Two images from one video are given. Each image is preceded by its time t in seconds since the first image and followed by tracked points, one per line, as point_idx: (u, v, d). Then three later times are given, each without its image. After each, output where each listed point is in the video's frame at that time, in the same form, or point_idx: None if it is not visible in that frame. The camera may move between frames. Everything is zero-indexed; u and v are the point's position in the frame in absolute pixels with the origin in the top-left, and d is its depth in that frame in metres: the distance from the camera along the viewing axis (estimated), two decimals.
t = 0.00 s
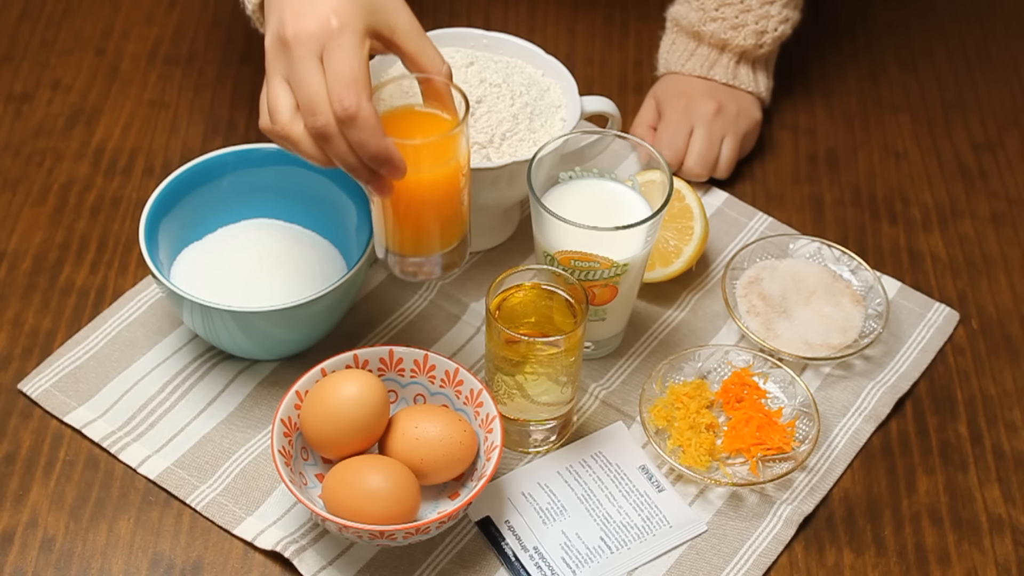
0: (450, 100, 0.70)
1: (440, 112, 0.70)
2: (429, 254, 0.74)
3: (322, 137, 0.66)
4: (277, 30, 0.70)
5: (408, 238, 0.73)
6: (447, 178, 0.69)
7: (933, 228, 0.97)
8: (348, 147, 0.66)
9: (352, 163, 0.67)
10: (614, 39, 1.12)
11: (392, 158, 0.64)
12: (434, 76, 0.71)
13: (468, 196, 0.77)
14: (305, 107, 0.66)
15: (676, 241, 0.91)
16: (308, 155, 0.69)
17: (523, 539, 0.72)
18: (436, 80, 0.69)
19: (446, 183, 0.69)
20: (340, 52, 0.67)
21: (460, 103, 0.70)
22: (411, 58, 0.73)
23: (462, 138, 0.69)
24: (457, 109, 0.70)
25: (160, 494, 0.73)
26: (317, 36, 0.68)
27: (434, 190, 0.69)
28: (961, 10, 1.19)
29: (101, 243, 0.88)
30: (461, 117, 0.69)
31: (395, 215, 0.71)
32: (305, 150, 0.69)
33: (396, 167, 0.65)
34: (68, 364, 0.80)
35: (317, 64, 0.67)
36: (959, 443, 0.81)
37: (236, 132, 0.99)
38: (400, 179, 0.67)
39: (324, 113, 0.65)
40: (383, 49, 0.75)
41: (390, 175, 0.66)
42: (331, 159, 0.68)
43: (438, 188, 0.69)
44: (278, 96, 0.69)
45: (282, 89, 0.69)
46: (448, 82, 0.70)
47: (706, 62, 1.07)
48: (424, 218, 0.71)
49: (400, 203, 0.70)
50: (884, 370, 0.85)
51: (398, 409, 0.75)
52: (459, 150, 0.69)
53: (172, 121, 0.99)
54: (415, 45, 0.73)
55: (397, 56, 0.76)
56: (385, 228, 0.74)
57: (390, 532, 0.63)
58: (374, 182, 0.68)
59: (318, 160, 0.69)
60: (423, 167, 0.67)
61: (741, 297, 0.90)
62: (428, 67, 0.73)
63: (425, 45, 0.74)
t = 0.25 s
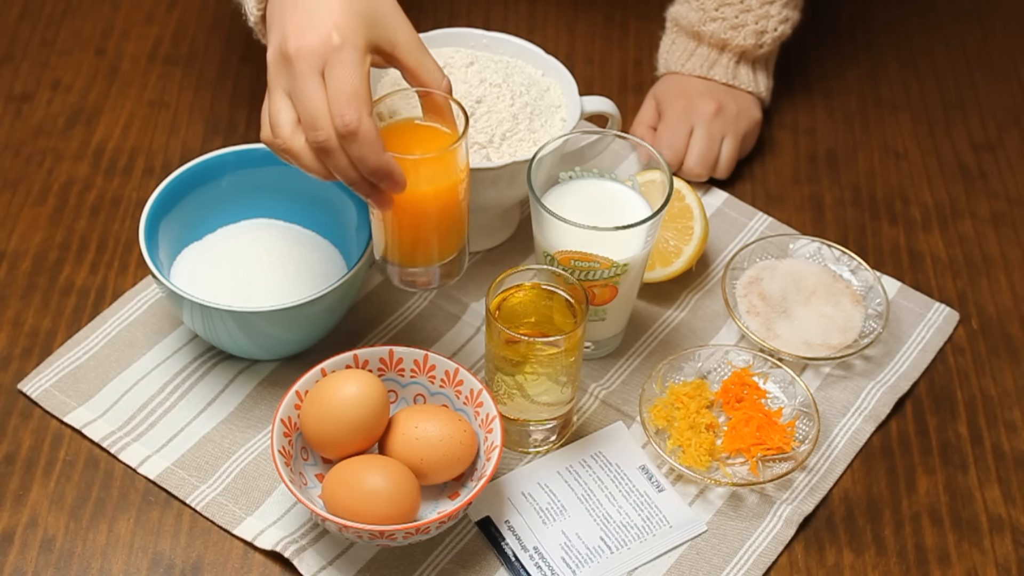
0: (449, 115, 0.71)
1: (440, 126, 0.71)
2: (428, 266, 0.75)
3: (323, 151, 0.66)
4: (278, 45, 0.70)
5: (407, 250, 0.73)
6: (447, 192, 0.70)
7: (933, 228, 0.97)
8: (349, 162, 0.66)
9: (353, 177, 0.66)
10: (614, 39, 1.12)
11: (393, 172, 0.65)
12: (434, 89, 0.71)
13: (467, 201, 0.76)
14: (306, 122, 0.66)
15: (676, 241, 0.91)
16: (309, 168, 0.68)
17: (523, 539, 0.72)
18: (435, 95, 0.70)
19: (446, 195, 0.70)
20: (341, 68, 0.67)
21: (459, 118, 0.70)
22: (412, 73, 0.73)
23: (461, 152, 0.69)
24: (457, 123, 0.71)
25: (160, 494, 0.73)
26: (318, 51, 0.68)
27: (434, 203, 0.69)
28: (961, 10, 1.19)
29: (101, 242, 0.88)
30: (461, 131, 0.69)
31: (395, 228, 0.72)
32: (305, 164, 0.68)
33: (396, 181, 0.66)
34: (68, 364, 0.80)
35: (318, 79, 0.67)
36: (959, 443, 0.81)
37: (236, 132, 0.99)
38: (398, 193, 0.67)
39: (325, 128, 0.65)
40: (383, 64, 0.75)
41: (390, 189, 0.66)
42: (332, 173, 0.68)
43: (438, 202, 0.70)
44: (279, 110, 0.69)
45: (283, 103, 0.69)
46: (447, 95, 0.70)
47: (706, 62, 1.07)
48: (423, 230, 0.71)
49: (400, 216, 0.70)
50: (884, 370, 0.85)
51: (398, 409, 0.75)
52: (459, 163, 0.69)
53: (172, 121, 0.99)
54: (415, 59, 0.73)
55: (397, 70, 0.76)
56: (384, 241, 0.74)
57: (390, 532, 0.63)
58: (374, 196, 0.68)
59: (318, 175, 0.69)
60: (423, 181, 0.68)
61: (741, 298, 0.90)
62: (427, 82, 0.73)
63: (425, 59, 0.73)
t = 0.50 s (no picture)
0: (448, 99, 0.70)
1: (437, 110, 0.70)
2: (426, 254, 0.74)
3: (319, 133, 0.66)
4: (274, 27, 0.70)
5: (405, 236, 0.73)
6: (444, 176, 0.69)
7: (933, 227, 0.97)
8: (344, 144, 0.66)
9: (349, 159, 0.66)
10: (614, 39, 1.12)
11: (389, 154, 0.64)
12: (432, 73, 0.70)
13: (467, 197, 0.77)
14: (302, 103, 0.66)
15: (676, 241, 0.91)
16: (305, 150, 0.69)
17: (523, 539, 0.72)
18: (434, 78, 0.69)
19: (443, 179, 0.69)
20: (337, 49, 0.66)
21: (458, 101, 0.69)
22: (409, 57, 0.73)
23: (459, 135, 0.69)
24: (454, 107, 0.70)
25: (160, 494, 0.73)
26: (314, 32, 0.68)
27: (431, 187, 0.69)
28: (961, 10, 1.19)
29: (101, 243, 0.88)
30: (459, 114, 0.68)
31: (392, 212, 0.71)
32: (301, 145, 0.68)
33: (393, 164, 0.65)
34: (68, 364, 0.80)
35: (314, 60, 0.66)
36: (959, 443, 0.81)
37: (236, 132, 0.99)
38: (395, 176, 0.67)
39: (320, 109, 0.65)
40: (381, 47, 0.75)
41: (387, 172, 0.66)
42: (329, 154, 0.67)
43: (435, 186, 0.69)
44: (275, 92, 0.69)
45: (279, 86, 0.69)
46: (446, 78, 0.69)
47: (706, 62, 1.07)
48: (421, 215, 0.71)
49: (397, 199, 0.70)
50: (884, 370, 0.85)
51: (398, 409, 0.75)
52: (457, 147, 0.68)
53: (172, 122, 0.99)
54: (412, 44, 0.73)
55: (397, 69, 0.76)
56: (382, 226, 0.74)
57: (390, 532, 0.63)
58: (370, 179, 0.67)
59: (314, 157, 0.69)
60: (421, 164, 0.67)
61: (741, 297, 0.90)
62: (425, 65, 0.73)
63: (423, 44, 0.74)
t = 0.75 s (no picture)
0: (450, 87, 0.71)
1: (440, 98, 0.71)
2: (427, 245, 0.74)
3: (321, 119, 0.66)
4: (276, 13, 0.70)
5: (407, 226, 0.73)
6: (447, 165, 0.69)
7: (933, 227, 0.97)
8: (346, 131, 0.65)
9: (351, 147, 0.66)
10: (614, 39, 1.12)
11: (392, 140, 0.64)
12: (434, 62, 0.71)
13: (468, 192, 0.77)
14: (304, 89, 0.66)
15: (676, 241, 0.91)
16: (307, 139, 0.69)
17: (523, 539, 0.72)
18: (436, 66, 0.70)
19: (446, 168, 0.70)
20: (339, 35, 0.66)
21: (461, 88, 0.70)
22: (411, 45, 0.73)
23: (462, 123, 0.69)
24: (457, 94, 0.71)
25: (160, 494, 0.73)
26: (316, 18, 0.68)
27: (434, 176, 0.69)
28: (961, 10, 1.19)
29: (101, 243, 0.88)
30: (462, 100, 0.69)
31: (394, 202, 0.71)
32: (304, 133, 0.68)
33: (396, 151, 0.65)
34: (68, 364, 0.80)
35: (316, 46, 0.67)
36: (959, 443, 0.81)
37: (236, 132, 0.99)
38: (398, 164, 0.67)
39: (323, 95, 0.65)
40: (384, 35, 0.75)
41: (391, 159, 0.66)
42: (330, 141, 0.67)
43: (438, 174, 0.70)
44: (277, 80, 0.69)
45: (281, 73, 0.69)
46: (448, 66, 0.70)
47: (706, 62, 1.07)
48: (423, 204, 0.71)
49: (400, 188, 0.70)
50: (884, 370, 0.85)
51: (398, 409, 0.75)
52: (460, 135, 0.69)
53: (172, 122, 0.99)
54: (415, 31, 0.73)
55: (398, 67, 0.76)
56: (384, 218, 0.74)
57: (390, 532, 0.63)
58: (373, 167, 0.67)
59: (317, 145, 0.69)
60: (423, 151, 0.68)
61: (741, 298, 0.90)
62: (428, 53, 0.73)
63: (425, 32, 0.74)
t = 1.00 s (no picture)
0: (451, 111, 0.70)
1: (440, 122, 0.71)
2: (428, 264, 0.75)
3: (324, 146, 0.66)
4: (280, 40, 0.70)
5: (408, 246, 0.73)
6: (447, 188, 0.69)
7: (933, 227, 0.97)
8: (349, 157, 0.66)
9: (354, 172, 0.66)
10: (614, 39, 1.12)
11: (393, 167, 0.64)
12: (435, 86, 0.71)
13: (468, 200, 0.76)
14: (307, 116, 0.66)
15: (676, 241, 0.91)
16: (310, 163, 0.68)
17: (523, 539, 0.72)
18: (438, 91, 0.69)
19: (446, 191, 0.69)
20: (343, 63, 0.67)
21: (462, 114, 0.69)
22: (413, 70, 0.74)
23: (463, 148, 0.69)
24: (457, 120, 0.70)
25: (160, 494, 0.73)
26: (319, 46, 0.68)
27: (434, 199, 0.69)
28: (961, 10, 1.19)
29: (101, 242, 0.88)
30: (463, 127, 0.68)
31: (395, 222, 0.71)
32: (306, 159, 0.68)
33: (397, 177, 0.65)
34: (69, 364, 0.80)
35: (319, 74, 0.67)
36: (959, 443, 0.81)
37: (236, 132, 0.99)
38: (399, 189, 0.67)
39: (326, 123, 0.65)
40: (385, 59, 0.75)
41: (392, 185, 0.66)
42: (332, 167, 0.67)
43: (438, 198, 0.69)
44: (281, 105, 0.69)
45: (284, 98, 0.69)
46: (448, 92, 0.70)
47: (706, 62, 1.07)
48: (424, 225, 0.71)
49: (400, 211, 0.70)
50: (884, 370, 0.85)
51: (398, 409, 0.75)
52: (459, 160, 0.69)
53: (172, 121, 0.99)
54: (417, 56, 0.73)
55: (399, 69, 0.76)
56: (384, 236, 0.74)
57: (390, 532, 0.63)
58: (374, 191, 0.68)
59: (319, 169, 0.69)
60: (423, 176, 0.67)
61: (741, 297, 0.90)
62: (429, 78, 0.74)
63: (426, 56, 0.74)
